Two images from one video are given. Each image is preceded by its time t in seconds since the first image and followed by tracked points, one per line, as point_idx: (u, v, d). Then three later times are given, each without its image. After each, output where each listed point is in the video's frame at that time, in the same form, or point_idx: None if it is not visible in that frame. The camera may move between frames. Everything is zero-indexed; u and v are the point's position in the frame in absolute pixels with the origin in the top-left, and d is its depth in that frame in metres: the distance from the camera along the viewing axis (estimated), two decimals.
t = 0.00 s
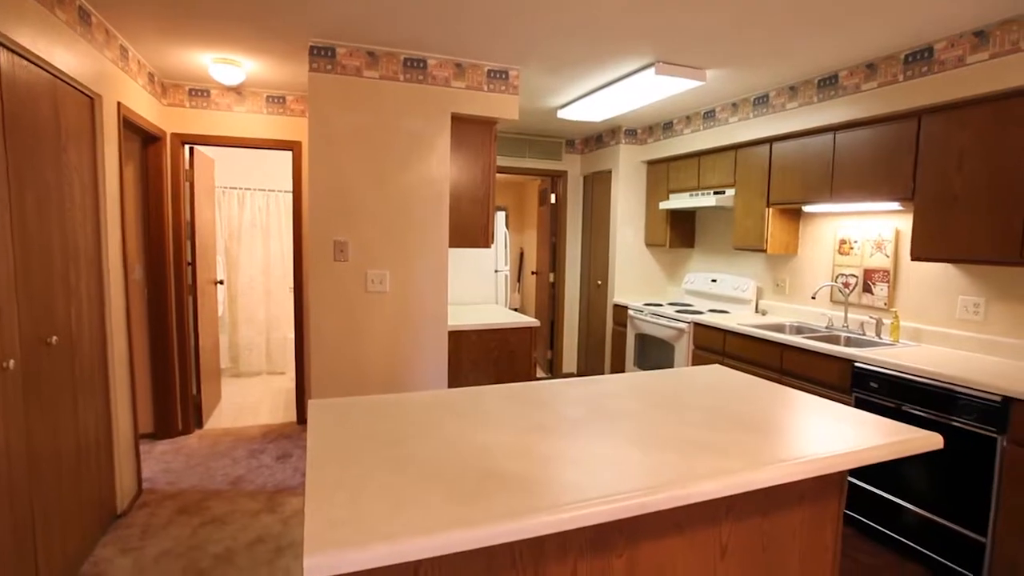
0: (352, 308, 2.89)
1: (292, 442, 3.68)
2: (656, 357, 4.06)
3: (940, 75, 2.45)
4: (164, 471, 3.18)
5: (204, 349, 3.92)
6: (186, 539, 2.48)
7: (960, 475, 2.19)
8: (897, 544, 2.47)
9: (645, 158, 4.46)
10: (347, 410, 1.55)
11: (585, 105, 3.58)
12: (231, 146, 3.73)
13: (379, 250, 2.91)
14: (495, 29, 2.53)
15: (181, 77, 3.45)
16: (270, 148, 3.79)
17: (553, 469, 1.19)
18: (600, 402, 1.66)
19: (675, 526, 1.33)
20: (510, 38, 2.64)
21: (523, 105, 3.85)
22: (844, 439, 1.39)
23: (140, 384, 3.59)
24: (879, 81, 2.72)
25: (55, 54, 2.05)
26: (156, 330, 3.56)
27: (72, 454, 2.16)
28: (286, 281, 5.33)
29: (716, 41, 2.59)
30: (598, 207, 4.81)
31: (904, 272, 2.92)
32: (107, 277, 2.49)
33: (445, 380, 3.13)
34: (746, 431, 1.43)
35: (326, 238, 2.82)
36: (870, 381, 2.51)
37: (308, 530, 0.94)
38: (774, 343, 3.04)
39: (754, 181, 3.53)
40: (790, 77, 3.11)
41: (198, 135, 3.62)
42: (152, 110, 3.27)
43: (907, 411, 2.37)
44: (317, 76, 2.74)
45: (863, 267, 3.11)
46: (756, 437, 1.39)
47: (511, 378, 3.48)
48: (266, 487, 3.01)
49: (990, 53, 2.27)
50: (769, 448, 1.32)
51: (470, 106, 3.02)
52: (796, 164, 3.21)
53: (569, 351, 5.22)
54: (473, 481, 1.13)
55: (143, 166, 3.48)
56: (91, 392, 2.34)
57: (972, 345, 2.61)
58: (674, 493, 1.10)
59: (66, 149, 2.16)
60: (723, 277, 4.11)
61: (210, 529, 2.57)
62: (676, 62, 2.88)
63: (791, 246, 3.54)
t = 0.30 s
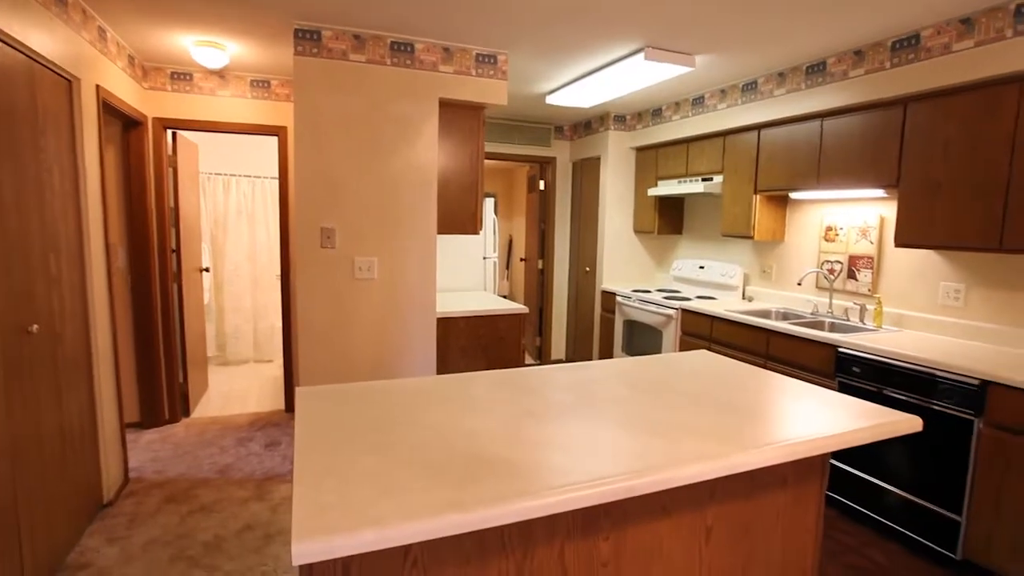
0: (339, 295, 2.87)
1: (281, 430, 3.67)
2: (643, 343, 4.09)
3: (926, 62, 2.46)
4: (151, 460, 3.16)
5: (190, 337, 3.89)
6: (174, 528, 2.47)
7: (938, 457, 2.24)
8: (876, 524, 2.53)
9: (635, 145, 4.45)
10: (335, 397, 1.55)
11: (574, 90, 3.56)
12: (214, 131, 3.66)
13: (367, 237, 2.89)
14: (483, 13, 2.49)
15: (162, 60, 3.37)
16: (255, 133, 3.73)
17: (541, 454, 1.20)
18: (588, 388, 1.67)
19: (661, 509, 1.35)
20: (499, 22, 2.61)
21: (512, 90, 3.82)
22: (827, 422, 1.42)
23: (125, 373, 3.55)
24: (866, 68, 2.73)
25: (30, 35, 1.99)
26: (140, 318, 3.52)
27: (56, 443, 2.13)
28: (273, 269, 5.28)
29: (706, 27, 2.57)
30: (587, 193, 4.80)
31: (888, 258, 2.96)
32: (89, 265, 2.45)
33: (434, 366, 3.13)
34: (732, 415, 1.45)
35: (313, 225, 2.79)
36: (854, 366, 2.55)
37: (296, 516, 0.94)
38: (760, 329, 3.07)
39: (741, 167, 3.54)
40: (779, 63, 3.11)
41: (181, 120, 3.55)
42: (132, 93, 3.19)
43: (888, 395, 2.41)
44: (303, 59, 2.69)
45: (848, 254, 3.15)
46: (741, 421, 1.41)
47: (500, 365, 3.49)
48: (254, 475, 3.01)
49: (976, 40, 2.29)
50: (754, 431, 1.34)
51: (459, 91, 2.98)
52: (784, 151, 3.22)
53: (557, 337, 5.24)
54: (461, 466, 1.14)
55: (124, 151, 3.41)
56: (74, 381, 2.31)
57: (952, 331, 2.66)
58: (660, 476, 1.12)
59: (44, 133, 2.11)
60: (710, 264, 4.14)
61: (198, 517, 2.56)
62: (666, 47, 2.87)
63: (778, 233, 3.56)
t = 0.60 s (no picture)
0: (323, 287, 2.85)
1: (265, 424, 3.65)
2: (628, 334, 4.12)
3: (906, 56, 2.49)
4: (132, 456, 3.12)
5: (171, 331, 3.83)
6: (157, 524, 2.44)
7: (915, 444, 2.30)
8: (854, 510, 2.59)
9: (620, 136, 4.46)
10: (318, 390, 1.54)
11: (559, 82, 3.55)
12: (194, 121, 3.59)
13: (351, 228, 2.86)
14: (467, 2, 2.46)
15: (139, 48, 3.28)
16: (236, 123, 3.66)
17: (528, 445, 1.20)
18: (573, 379, 1.68)
19: (645, 498, 1.36)
20: (483, 12, 2.58)
21: (497, 81, 3.80)
22: (808, 411, 1.44)
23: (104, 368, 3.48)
24: (847, 61, 2.75)
25: None
26: (119, 312, 3.45)
27: (32, 439, 2.09)
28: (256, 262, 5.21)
29: (690, 19, 2.58)
30: (572, 185, 4.80)
31: (867, 250, 3.01)
32: (64, 258, 2.40)
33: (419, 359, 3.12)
34: (715, 405, 1.47)
35: (295, 217, 2.75)
36: (834, 356, 2.59)
37: (281, 510, 0.93)
38: (743, 320, 3.11)
39: (725, 159, 3.56)
40: (762, 56, 3.13)
41: (158, 109, 3.47)
42: (107, 82, 3.11)
43: (867, 384, 2.46)
44: (284, 48, 2.64)
45: (829, 245, 3.19)
46: (724, 411, 1.43)
47: (486, 357, 3.49)
48: (238, 469, 2.98)
49: (954, 35, 2.32)
50: (737, 420, 1.36)
51: (443, 81, 2.96)
52: (766, 143, 3.25)
53: (543, 329, 5.25)
54: (448, 458, 1.14)
55: (100, 141, 3.33)
56: (50, 377, 2.26)
57: (929, 320, 2.72)
58: (645, 466, 1.13)
59: (15, 122, 2.05)
60: (694, 256, 4.17)
61: (181, 513, 2.53)
62: (651, 39, 2.87)
63: (761, 224, 3.60)
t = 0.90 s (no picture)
0: (305, 283, 2.82)
1: (247, 422, 3.60)
2: (612, 329, 4.15)
3: (883, 53, 2.53)
4: (110, 456, 3.06)
5: (149, 328, 3.76)
6: (135, 525, 2.40)
7: (890, 434, 2.35)
8: (831, 499, 2.65)
9: (603, 131, 4.47)
10: (300, 387, 1.52)
11: (542, 76, 3.54)
12: (170, 114, 3.51)
13: (332, 223, 2.83)
14: None
15: (113, 38, 3.20)
16: (214, 116, 3.60)
17: (512, 439, 1.20)
18: (557, 373, 1.69)
19: (628, 491, 1.37)
20: (465, 5, 2.57)
21: (479, 75, 3.78)
22: (788, 403, 1.47)
23: (80, 366, 3.41)
24: (826, 58, 2.79)
25: None
26: (95, 310, 3.38)
27: (4, 440, 2.04)
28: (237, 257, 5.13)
29: (673, 14, 2.58)
30: (555, 180, 4.80)
31: (845, 244, 3.06)
32: (35, 254, 2.33)
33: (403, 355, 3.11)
34: (697, 398, 1.49)
35: (276, 212, 2.72)
36: (813, 348, 2.63)
37: (261, 508, 0.92)
38: (724, 314, 3.15)
39: (707, 154, 3.59)
40: (743, 52, 3.15)
41: (134, 102, 3.39)
42: (79, 73, 3.03)
43: (844, 375, 2.51)
44: (263, 40, 2.59)
45: (808, 240, 3.24)
46: (706, 403, 1.44)
47: (470, 352, 3.49)
48: (220, 468, 2.95)
49: (928, 33, 2.36)
50: (718, 413, 1.37)
51: (425, 75, 2.93)
52: (747, 139, 3.28)
53: (527, 324, 5.26)
54: (430, 453, 1.13)
55: (72, 134, 3.24)
56: (23, 376, 2.20)
57: (904, 313, 2.78)
58: (627, 459, 1.14)
59: None
60: (677, 250, 4.21)
61: (161, 513, 2.49)
62: (633, 34, 2.88)
63: (742, 219, 3.64)
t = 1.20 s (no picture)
0: (285, 283, 2.78)
1: (226, 424, 3.55)
2: (594, 327, 4.17)
3: (857, 55, 2.58)
4: (84, 461, 2.99)
5: (124, 330, 3.68)
6: (111, 531, 2.35)
7: (867, 428, 2.39)
8: (809, 492, 2.69)
9: (584, 130, 4.48)
10: (279, 388, 1.50)
11: (524, 75, 3.54)
12: (144, 111, 3.44)
13: (313, 223, 2.80)
14: None
15: (84, 33, 3.13)
16: (191, 114, 3.53)
17: (493, 439, 1.20)
18: (539, 372, 1.69)
19: (610, 488, 1.38)
20: (446, 4, 2.56)
21: (461, 74, 3.77)
22: (767, 399, 1.49)
23: (52, 369, 3.32)
24: (803, 59, 2.83)
25: None
26: (68, 311, 3.30)
27: None
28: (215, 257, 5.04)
29: (653, 14, 2.60)
30: (538, 179, 4.81)
31: (822, 242, 3.11)
32: (3, 254, 2.26)
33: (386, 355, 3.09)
34: (678, 395, 1.50)
35: (255, 211, 2.68)
36: (791, 345, 2.68)
37: (239, 512, 0.91)
38: (705, 312, 3.18)
39: (687, 153, 3.63)
40: (722, 52, 3.19)
41: (106, 98, 3.31)
42: (49, 68, 2.95)
43: (822, 371, 2.55)
44: (241, 37, 2.55)
45: (787, 238, 3.29)
46: (686, 400, 1.46)
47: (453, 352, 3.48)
48: (198, 472, 2.90)
49: (901, 36, 2.41)
50: (699, 410, 1.39)
51: (406, 74, 2.91)
52: (727, 138, 3.32)
53: (510, 323, 5.26)
54: (412, 453, 1.13)
55: (42, 131, 3.15)
56: None
57: (879, 310, 2.83)
58: (608, 457, 1.14)
59: None
60: (658, 249, 4.24)
61: (138, 518, 2.44)
62: (614, 34, 2.89)
63: (722, 217, 3.68)
